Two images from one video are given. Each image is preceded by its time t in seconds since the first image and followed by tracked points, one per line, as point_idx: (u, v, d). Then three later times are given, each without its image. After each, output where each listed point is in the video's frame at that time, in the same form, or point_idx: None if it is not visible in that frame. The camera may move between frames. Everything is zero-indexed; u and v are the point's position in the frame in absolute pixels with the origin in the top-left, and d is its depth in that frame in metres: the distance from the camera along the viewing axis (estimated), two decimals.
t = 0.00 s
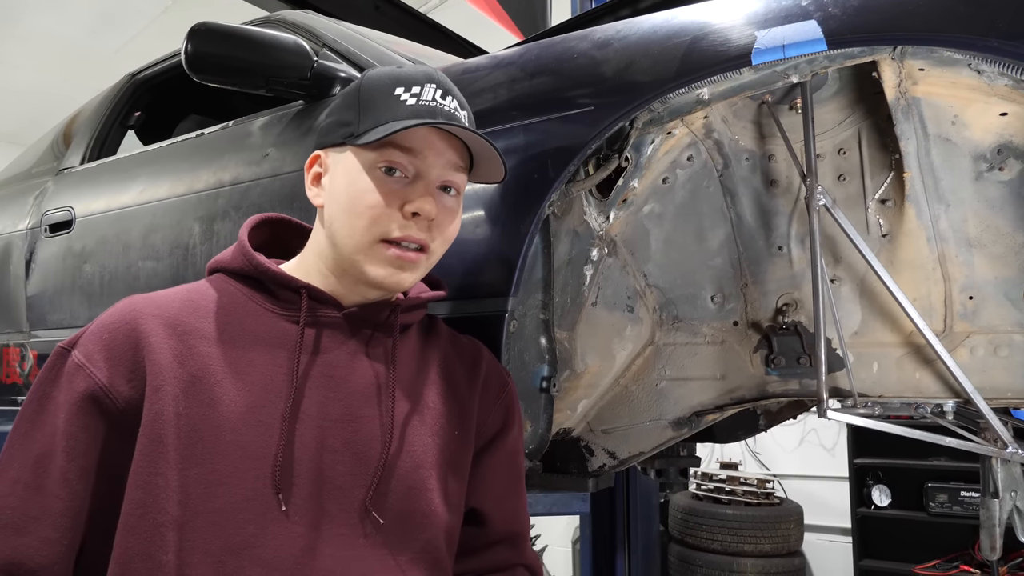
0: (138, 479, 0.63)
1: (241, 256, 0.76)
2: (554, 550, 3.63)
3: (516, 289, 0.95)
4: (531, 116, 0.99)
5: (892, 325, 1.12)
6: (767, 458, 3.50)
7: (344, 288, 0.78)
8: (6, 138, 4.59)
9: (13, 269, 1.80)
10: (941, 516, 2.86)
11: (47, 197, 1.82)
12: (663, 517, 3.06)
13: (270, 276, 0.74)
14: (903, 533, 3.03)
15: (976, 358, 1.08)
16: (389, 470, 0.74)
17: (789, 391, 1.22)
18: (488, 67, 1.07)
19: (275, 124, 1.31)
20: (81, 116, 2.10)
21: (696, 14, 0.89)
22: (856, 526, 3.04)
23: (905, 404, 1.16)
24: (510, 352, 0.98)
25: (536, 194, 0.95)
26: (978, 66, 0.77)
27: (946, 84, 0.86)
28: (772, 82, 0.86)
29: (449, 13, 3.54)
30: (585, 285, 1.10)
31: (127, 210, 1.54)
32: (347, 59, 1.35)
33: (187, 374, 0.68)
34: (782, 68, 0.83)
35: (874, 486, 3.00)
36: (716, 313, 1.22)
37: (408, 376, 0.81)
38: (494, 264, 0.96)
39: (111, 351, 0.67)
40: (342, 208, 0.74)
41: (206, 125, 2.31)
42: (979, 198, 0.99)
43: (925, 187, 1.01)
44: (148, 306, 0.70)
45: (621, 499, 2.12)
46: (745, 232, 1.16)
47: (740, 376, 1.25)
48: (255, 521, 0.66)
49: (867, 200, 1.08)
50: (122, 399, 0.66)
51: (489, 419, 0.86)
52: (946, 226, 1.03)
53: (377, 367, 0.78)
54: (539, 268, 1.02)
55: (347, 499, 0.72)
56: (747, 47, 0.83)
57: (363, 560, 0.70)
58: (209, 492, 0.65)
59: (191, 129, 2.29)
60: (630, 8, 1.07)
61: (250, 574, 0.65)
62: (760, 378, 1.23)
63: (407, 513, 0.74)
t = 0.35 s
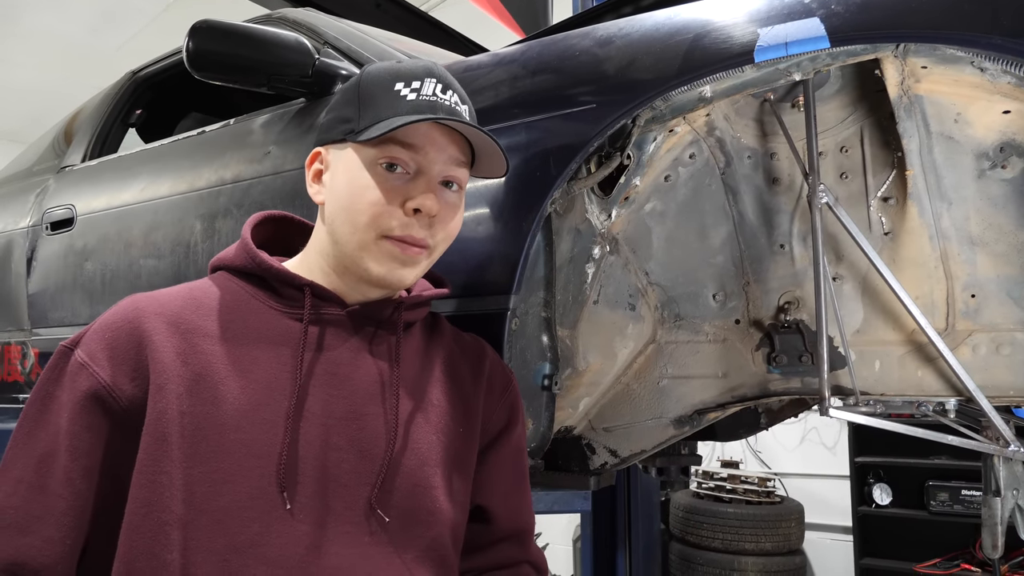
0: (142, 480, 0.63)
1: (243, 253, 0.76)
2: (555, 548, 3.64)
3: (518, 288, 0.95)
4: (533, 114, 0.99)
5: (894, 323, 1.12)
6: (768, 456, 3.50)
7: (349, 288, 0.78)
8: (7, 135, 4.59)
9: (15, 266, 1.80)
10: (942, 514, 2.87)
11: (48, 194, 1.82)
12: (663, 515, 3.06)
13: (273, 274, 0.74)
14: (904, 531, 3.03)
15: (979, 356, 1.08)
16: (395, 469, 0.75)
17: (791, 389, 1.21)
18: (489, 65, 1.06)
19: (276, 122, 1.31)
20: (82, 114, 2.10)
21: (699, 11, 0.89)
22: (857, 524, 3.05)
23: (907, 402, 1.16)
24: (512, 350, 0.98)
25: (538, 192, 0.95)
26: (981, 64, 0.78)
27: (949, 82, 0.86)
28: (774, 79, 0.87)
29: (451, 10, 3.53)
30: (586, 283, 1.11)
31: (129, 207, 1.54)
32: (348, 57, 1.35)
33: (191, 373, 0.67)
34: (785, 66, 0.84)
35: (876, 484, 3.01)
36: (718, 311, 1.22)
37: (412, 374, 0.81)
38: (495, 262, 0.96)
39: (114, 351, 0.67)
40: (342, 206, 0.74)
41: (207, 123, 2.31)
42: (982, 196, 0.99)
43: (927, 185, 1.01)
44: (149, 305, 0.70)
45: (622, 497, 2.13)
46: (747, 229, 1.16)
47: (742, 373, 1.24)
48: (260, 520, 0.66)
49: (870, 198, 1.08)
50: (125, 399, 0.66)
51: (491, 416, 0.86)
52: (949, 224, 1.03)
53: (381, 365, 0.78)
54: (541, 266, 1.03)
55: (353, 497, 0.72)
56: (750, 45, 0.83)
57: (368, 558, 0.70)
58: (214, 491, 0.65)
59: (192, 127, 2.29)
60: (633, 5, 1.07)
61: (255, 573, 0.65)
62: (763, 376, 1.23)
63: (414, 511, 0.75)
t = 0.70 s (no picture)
0: (53, 492, 0.60)
1: (152, 231, 0.74)
2: (558, 548, 3.64)
3: (520, 288, 0.96)
4: (536, 113, 0.98)
5: (898, 324, 1.11)
6: (771, 457, 3.50)
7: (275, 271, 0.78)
8: (9, 135, 4.59)
9: (16, 266, 1.80)
10: (946, 515, 2.87)
11: (50, 194, 1.82)
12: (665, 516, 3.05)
13: (189, 252, 0.73)
14: (907, 532, 3.02)
15: (983, 356, 1.05)
16: (343, 454, 0.73)
17: (795, 390, 1.18)
18: (492, 64, 1.06)
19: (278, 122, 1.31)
20: (84, 114, 2.10)
21: (701, 10, 0.88)
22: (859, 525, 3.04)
23: (911, 404, 1.16)
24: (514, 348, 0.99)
25: (541, 191, 0.95)
26: (985, 63, 0.78)
27: (953, 81, 0.88)
28: (778, 78, 0.87)
29: (455, 10, 3.53)
30: (589, 284, 1.16)
31: (130, 207, 1.54)
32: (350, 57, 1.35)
33: (109, 370, 0.64)
34: (788, 65, 0.83)
35: (879, 485, 3.01)
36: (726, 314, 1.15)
37: (352, 357, 0.78)
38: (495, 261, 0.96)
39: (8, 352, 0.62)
40: (327, 189, 0.73)
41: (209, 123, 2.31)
42: (986, 195, 0.99)
43: (931, 184, 1.01)
44: (50, 298, 0.65)
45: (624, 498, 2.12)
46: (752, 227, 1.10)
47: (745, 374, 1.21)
48: (196, 523, 0.65)
49: (874, 198, 1.07)
50: (24, 406, 0.61)
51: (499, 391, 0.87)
52: (953, 224, 1.02)
53: (316, 349, 0.76)
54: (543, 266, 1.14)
55: (300, 489, 0.70)
56: (753, 44, 0.82)
57: (320, 553, 0.68)
58: (140, 498, 0.63)
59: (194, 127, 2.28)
60: (636, 4, 1.06)
61: None
62: (764, 379, 1.20)
63: (367, 497, 0.72)
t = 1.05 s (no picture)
0: (49, 489, 0.62)
1: (168, 236, 0.75)
2: (557, 550, 3.64)
3: (521, 289, 0.96)
4: (536, 115, 0.98)
5: (898, 325, 1.11)
6: (771, 458, 3.50)
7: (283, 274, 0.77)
8: (8, 135, 4.59)
9: (15, 266, 1.80)
10: (945, 517, 2.87)
11: (50, 195, 1.82)
12: (664, 517, 3.05)
13: (201, 255, 0.74)
14: (907, 535, 3.02)
15: (983, 359, 1.05)
16: (354, 451, 0.73)
17: (794, 392, 1.18)
18: (492, 66, 1.06)
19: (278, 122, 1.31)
20: (85, 114, 2.10)
21: (702, 12, 0.88)
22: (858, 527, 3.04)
23: (912, 406, 1.14)
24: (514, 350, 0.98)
25: (540, 193, 0.95)
26: (986, 65, 0.78)
27: (954, 84, 0.90)
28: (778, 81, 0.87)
29: (455, 11, 3.53)
30: (588, 284, 1.17)
31: (130, 207, 1.54)
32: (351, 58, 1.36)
33: (111, 367, 0.66)
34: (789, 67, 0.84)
35: (879, 487, 3.01)
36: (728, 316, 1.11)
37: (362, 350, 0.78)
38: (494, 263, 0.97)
39: (17, 349, 0.65)
40: (335, 201, 0.73)
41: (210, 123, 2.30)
42: (985, 198, 0.99)
43: (931, 187, 1.01)
44: (59, 297, 0.68)
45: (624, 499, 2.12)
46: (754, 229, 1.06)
47: (745, 376, 1.20)
48: (189, 524, 0.65)
49: (873, 200, 1.07)
50: (29, 402, 0.64)
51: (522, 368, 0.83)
52: (953, 226, 1.02)
53: (327, 346, 0.75)
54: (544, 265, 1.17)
55: (301, 492, 0.70)
56: (753, 46, 0.82)
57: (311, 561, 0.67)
58: (136, 495, 0.64)
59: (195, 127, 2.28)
60: (636, 6, 1.07)
61: None
62: (764, 380, 1.19)
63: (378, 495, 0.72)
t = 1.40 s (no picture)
0: (61, 486, 0.62)
1: (195, 237, 0.76)
2: (557, 548, 3.64)
3: (521, 287, 0.96)
4: (537, 112, 0.98)
5: (899, 323, 1.11)
6: (771, 457, 3.49)
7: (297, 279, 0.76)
8: (9, 135, 4.59)
9: (15, 264, 1.80)
10: (947, 516, 2.87)
11: (50, 194, 1.82)
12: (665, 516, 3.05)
13: (225, 257, 0.74)
14: (908, 533, 3.02)
15: (984, 357, 1.05)
16: (367, 464, 0.73)
17: (795, 390, 1.17)
18: (492, 63, 1.06)
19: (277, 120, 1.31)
20: (85, 113, 2.10)
21: (703, 9, 0.88)
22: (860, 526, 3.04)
23: (913, 404, 1.16)
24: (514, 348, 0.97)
25: (541, 191, 0.95)
26: (988, 62, 0.78)
27: (956, 79, 0.88)
28: (780, 78, 0.87)
29: (455, 9, 3.53)
30: (590, 281, 1.16)
31: (130, 206, 1.54)
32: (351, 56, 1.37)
33: (130, 367, 0.65)
34: (791, 64, 0.84)
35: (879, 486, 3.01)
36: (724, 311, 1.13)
37: (380, 359, 0.78)
38: (495, 262, 0.96)
39: (39, 344, 0.65)
40: (360, 212, 0.72)
41: (209, 121, 2.30)
42: (987, 195, 0.99)
43: (933, 184, 1.01)
44: (84, 294, 0.68)
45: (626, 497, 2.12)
46: (751, 228, 1.11)
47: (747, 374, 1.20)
48: (197, 527, 0.65)
49: (875, 197, 1.06)
50: (48, 397, 0.64)
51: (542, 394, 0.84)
52: (955, 224, 1.02)
53: (347, 355, 0.76)
54: (545, 265, 1.08)
55: (309, 500, 0.69)
56: (755, 43, 0.82)
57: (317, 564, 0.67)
58: (146, 494, 0.64)
59: (195, 126, 2.28)
60: (637, 3, 1.06)
61: None
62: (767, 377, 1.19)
63: (389, 508, 0.72)
